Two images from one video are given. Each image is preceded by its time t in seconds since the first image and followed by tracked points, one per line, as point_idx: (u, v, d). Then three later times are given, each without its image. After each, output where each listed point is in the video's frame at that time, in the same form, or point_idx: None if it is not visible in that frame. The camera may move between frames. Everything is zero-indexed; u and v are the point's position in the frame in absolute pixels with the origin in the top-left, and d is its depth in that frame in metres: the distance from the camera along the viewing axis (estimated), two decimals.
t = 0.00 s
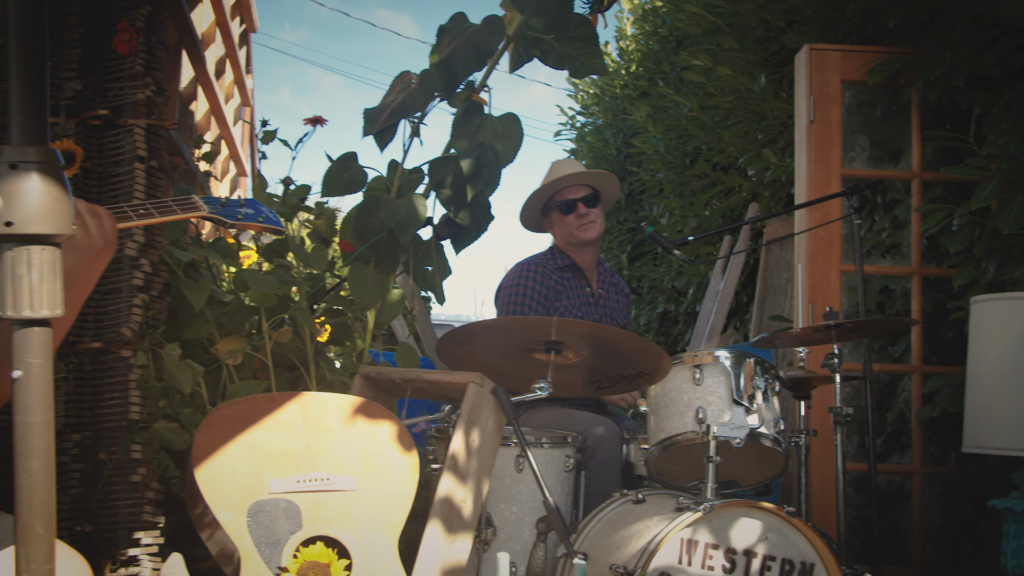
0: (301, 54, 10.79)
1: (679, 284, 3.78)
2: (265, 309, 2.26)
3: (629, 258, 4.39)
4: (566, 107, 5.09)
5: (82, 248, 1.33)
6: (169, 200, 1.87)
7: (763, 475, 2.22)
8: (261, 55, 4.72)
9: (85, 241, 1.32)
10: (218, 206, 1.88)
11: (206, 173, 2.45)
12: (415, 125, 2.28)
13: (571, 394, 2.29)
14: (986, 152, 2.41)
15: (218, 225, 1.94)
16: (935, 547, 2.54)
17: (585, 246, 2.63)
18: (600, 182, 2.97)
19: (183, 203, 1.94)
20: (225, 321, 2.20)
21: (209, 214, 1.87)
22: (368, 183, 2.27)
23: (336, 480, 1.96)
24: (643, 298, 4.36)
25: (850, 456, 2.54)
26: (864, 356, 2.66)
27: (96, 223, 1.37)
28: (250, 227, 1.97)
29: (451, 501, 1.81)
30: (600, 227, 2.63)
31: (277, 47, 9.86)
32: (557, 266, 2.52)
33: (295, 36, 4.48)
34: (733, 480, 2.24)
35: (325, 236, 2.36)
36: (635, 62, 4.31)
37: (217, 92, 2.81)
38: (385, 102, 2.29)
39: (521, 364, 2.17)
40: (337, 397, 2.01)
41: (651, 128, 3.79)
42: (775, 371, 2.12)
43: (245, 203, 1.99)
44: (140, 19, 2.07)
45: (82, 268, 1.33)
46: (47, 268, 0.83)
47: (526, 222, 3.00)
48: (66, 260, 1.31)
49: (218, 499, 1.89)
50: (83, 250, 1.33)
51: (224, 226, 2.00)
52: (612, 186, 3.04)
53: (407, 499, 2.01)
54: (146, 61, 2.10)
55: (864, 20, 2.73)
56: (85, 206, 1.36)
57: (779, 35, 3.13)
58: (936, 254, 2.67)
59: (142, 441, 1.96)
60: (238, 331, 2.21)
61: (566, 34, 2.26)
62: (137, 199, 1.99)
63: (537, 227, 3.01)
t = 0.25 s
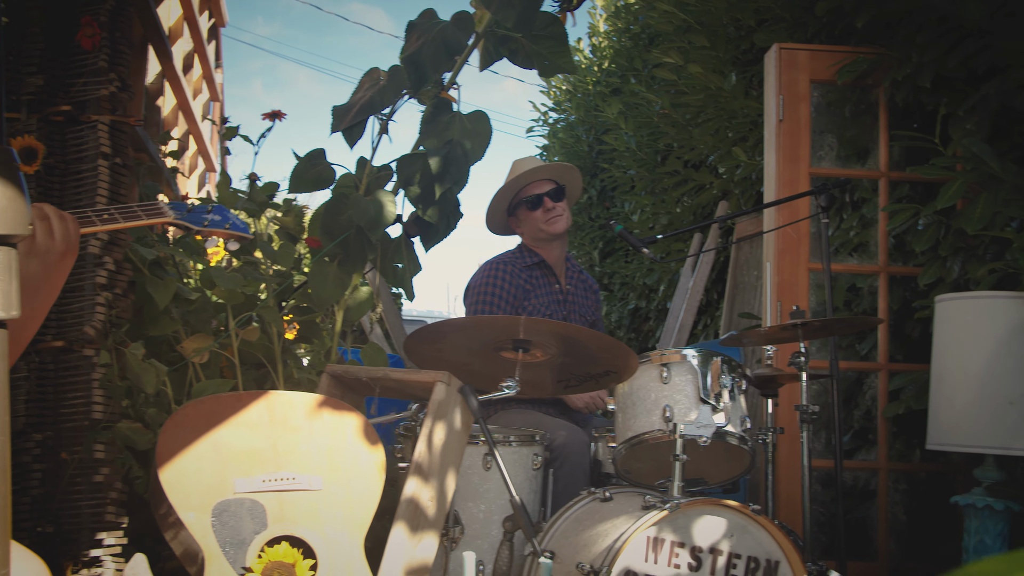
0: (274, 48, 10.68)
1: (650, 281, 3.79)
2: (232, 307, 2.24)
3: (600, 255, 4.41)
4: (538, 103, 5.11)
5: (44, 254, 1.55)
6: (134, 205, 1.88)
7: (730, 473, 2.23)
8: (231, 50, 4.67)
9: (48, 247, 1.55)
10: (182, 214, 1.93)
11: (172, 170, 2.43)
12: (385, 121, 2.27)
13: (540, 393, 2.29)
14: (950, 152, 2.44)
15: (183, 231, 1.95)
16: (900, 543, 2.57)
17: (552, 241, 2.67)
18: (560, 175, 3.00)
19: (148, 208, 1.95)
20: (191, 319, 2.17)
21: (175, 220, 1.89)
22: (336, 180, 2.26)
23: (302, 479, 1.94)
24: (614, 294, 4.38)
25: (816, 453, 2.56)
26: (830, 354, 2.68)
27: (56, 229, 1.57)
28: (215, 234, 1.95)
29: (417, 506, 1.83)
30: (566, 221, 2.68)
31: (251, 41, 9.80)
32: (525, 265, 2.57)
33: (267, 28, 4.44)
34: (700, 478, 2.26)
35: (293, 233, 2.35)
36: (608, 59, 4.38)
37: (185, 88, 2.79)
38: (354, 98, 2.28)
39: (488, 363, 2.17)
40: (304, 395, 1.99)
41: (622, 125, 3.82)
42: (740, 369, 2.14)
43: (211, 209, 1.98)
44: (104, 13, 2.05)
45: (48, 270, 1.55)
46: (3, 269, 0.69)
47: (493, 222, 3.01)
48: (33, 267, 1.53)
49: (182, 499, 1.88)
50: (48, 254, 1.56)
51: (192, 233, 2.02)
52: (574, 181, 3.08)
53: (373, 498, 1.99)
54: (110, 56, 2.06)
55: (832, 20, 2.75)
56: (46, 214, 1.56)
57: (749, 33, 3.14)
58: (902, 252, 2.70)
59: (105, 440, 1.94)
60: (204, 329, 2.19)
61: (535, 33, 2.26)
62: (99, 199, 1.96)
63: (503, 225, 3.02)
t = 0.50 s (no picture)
0: (245, 43, 10.56)
1: (619, 278, 3.80)
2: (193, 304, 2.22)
3: (569, 252, 4.42)
4: (509, 100, 5.13)
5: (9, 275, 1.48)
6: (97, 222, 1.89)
7: (691, 470, 2.25)
8: (198, 43, 4.61)
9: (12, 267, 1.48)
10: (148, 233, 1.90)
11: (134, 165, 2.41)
12: (349, 117, 2.25)
13: (504, 389, 2.28)
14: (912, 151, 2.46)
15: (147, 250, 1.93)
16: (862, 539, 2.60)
17: (518, 242, 2.70)
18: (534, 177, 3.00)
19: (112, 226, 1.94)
20: (152, 315, 2.15)
21: (138, 239, 1.88)
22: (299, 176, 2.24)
23: (263, 477, 1.91)
24: (583, 291, 4.40)
25: (779, 449, 2.59)
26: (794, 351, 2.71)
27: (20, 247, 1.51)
28: (178, 254, 1.92)
29: (380, 494, 1.82)
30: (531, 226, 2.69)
31: (221, 35, 9.72)
32: (492, 262, 2.59)
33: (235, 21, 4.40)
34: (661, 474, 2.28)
35: (257, 230, 2.32)
36: (578, 56, 4.42)
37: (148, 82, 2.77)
38: (318, 93, 2.25)
39: (451, 359, 2.17)
40: (266, 393, 1.94)
41: (591, 122, 3.85)
42: (702, 367, 2.15)
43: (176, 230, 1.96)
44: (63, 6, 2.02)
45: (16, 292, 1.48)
46: None
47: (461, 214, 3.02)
48: None
49: (140, 497, 1.84)
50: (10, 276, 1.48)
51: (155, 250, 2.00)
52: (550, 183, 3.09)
53: (333, 496, 1.97)
54: (69, 50, 2.03)
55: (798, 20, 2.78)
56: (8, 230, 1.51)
57: (716, 32, 3.19)
58: (865, 251, 2.73)
59: (61, 438, 1.92)
60: (166, 326, 2.17)
61: (503, 29, 2.28)
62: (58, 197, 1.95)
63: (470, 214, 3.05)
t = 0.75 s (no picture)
0: (210, 33, 10.39)
1: (583, 273, 3.82)
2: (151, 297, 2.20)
3: (535, 246, 4.42)
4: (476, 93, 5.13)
5: None
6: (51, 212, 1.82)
7: (649, 462, 2.28)
8: (161, 32, 4.54)
9: None
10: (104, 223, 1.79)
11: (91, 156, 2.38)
12: (310, 110, 2.25)
13: (464, 383, 2.29)
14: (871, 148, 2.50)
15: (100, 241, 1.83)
16: (821, 531, 2.64)
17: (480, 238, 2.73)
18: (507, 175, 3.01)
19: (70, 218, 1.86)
20: (109, 308, 2.13)
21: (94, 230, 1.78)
22: (260, 169, 2.22)
23: (219, 471, 1.87)
24: (549, 285, 4.40)
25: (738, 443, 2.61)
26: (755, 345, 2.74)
27: None
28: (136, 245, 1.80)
29: (336, 494, 1.81)
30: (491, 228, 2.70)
31: (188, 27, 9.58)
32: (458, 253, 2.59)
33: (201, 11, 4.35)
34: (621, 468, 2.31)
35: (217, 223, 2.31)
36: (544, 50, 4.41)
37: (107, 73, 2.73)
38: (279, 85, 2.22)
39: (410, 353, 2.16)
40: (223, 386, 1.90)
41: (558, 117, 3.86)
42: (661, 362, 2.17)
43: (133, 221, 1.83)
44: None
45: None
46: None
47: (432, 207, 3.08)
48: None
49: (93, 491, 1.79)
50: None
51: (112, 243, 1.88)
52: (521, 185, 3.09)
53: (290, 491, 1.94)
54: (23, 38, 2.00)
55: (761, 17, 2.81)
56: None
57: (681, 28, 3.15)
58: (825, 246, 2.75)
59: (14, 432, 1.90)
60: (123, 318, 2.14)
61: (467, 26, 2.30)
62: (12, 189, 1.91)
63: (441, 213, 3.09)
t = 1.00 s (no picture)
0: (173, 22, 10.26)
1: (546, 266, 3.83)
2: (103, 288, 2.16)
3: (498, 239, 4.44)
4: (440, 85, 5.13)
5: None
6: None
7: (607, 454, 2.29)
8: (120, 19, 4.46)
9: None
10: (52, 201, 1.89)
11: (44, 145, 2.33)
12: (269, 101, 2.22)
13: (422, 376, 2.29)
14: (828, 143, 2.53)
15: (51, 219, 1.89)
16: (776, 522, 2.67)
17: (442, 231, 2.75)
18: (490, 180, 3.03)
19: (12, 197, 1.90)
20: (60, 300, 2.07)
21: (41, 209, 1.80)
22: (217, 160, 2.18)
23: (172, 465, 1.78)
24: (512, 278, 4.42)
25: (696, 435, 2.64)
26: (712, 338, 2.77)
27: None
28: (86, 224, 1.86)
29: (287, 496, 1.80)
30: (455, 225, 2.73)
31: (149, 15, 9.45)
32: (416, 244, 2.64)
33: None
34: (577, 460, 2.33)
35: (173, 213, 2.27)
36: (508, 42, 4.42)
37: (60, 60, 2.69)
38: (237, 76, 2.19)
39: (367, 346, 2.15)
40: (177, 377, 1.80)
41: (521, 109, 3.87)
42: (617, 355, 2.19)
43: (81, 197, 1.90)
44: None
45: None
46: None
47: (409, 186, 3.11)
48: None
49: (40, 486, 1.69)
50: None
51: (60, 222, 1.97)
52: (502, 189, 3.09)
53: (243, 486, 1.85)
54: None
55: (722, 12, 2.83)
56: None
57: (643, 20, 3.19)
58: (784, 240, 2.78)
59: None
60: (75, 311, 2.09)
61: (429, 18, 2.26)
62: None
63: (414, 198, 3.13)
